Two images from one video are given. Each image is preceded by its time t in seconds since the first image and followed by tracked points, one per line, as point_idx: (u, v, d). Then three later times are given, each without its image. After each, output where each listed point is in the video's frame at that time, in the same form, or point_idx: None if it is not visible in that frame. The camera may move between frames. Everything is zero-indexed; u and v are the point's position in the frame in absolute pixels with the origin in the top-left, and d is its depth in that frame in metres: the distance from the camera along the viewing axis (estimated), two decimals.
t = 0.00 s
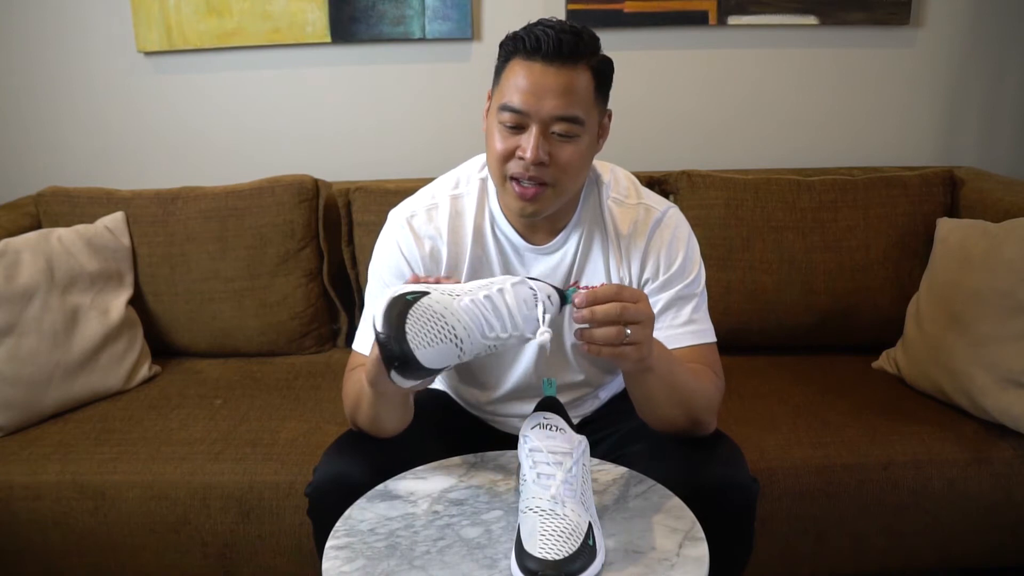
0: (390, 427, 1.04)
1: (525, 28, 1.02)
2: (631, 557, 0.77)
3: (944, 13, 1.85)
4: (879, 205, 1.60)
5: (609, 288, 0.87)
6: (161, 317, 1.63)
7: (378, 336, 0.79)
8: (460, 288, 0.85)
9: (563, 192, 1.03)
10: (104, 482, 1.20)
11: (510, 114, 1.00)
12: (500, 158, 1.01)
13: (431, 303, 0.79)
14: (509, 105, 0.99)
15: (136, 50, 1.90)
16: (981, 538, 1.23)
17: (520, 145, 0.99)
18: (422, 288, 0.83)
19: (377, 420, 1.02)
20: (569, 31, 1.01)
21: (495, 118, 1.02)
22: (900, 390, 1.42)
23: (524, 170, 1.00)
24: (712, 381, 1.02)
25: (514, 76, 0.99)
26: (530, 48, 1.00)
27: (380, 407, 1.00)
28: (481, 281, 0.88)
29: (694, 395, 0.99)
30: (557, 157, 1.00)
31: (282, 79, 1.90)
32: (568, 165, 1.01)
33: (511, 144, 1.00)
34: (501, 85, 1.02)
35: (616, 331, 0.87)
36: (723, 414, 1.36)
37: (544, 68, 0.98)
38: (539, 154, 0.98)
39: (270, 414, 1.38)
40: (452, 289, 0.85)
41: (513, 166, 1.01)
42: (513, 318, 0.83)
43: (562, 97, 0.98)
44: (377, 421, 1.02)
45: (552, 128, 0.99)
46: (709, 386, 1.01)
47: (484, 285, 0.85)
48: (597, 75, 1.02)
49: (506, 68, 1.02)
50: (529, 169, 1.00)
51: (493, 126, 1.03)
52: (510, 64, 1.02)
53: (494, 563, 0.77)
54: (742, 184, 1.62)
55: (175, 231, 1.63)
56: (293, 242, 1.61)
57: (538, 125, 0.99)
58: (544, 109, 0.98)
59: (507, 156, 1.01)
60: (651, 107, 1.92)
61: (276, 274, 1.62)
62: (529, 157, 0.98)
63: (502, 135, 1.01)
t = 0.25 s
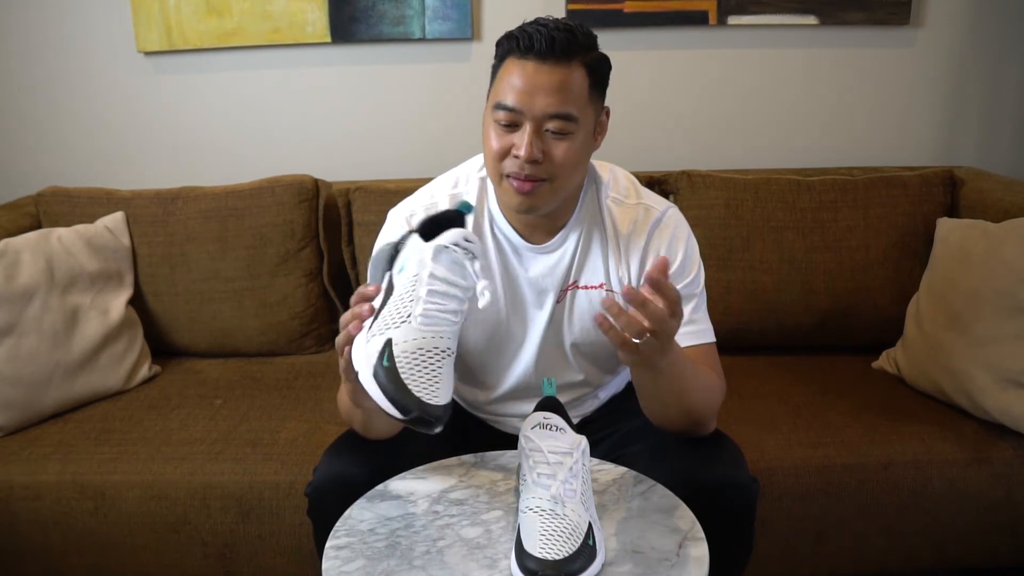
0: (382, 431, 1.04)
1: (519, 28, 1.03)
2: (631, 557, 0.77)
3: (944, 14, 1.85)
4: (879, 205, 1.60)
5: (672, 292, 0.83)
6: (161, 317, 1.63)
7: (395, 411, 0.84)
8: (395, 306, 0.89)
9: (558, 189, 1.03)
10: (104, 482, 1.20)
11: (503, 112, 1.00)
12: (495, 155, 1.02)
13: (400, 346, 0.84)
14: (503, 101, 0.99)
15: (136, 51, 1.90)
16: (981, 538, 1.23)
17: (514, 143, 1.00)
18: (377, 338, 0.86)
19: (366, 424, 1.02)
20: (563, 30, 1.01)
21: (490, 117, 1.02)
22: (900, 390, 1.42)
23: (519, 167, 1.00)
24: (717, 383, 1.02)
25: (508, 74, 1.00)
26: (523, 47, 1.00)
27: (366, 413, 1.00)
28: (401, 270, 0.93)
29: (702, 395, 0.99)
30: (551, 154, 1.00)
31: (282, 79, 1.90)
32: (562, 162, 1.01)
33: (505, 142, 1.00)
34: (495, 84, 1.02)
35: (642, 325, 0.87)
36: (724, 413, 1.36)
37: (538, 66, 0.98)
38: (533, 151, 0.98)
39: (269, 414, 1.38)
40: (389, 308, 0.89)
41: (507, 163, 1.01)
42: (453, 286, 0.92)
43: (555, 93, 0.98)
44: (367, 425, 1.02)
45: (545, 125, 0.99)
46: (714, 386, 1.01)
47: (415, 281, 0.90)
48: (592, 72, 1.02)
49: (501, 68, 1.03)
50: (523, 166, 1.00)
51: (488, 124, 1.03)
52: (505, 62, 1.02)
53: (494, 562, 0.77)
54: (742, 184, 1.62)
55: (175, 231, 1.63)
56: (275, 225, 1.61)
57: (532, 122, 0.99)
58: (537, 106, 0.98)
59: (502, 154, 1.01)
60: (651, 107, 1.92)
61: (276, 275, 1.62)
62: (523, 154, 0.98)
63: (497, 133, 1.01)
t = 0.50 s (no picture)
0: (381, 430, 1.04)
1: (514, 27, 1.03)
2: (631, 557, 0.77)
3: (944, 14, 1.85)
4: (879, 205, 1.60)
5: (695, 304, 0.83)
6: (161, 317, 1.63)
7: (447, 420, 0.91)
8: (373, 336, 0.92)
9: (553, 189, 1.03)
10: (104, 482, 1.20)
11: (497, 112, 1.00)
12: (490, 156, 1.02)
13: (412, 363, 0.90)
14: (497, 102, 1.00)
15: (136, 51, 1.90)
16: (981, 538, 1.23)
17: (509, 143, 1.00)
18: (382, 370, 0.91)
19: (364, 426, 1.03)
20: (557, 28, 1.01)
21: (486, 118, 1.03)
22: (900, 390, 1.42)
23: (513, 167, 1.00)
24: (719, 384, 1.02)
25: (503, 74, 1.00)
26: (518, 47, 1.00)
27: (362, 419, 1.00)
28: (352, 295, 0.94)
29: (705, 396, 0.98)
30: (545, 153, 1.00)
31: (282, 79, 1.90)
32: (557, 161, 1.01)
33: (500, 142, 1.01)
34: (490, 85, 1.03)
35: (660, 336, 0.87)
36: (724, 413, 1.36)
37: (532, 66, 0.99)
38: (527, 151, 0.98)
39: (269, 414, 1.38)
40: (367, 336, 0.92)
41: (503, 163, 1.01)
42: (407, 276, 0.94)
43: (549, 92, 0.98)
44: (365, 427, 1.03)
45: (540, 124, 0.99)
46: (716, 386, 1.01)
47: (372, 297, 0.92)
48: (586, 70, 1.02)
49: (496, 68, 1.03)
50: (517, 167, 1.00)
51: (484, 125, 1.04)
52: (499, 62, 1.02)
53: (494, 563, 0.77)
54: (742, 184, 1.62)
55: (175, 231, 1.63)
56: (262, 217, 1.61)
57: (525, 122, 0.99)
58: (531, 106, 0.98)
59: (497, 154, 1.01)
60: (652, 107, 1.92)
61: (276, 275, 1.62)
62: (517, 154, 0.99)
63: (492, 133, 1.02)
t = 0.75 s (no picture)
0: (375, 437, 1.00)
1: (513, 28, 1.03)
2: (631, 557, 0.77)
3: (944, 14, 1.85)
4: (879, 205, 1.60)
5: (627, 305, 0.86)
6: (161, 317, 1.63)
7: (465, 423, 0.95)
8: (363, 392, 0.90)
9: (553, 189, 1.03)
10: (104, 482, 1.20)
11: (497, 113, 1.00)
12: (490, 156, 1.02)
13: (417, 397, 0.90)
14: (497, 102, 1.00)
15: (136, 51, 1.90)
16: (981, 538, 1.23)
17: (508, 143, 1.00)
18: (390, 416, 0.91)
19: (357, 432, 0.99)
20: (555, 28, 1.01)
21: (485, 118, 1.03)
22: (900, 390, 1.42)
23: (513, 167, 1.00)
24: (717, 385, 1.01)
25: (502, 75, 1.00)
26: (516, 47, 1.00)
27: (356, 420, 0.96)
28: (319, 363, 0.88)
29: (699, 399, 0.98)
30: (545, 154, 1.00)
31: (281, 79, 1.90)
32: (556, 162, 1.01)
33: (499, 143, 1.01)
34: (489, 86, 1.03)
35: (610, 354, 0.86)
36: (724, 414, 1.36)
37: (531, 66, 0.99)
38: (526, 151, 0.98)
39: (269, 414, 1.38)
40: (357, 393, 0.90)
41: (502, 164, 1.01)
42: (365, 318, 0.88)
43: (548, 92, 0.98)
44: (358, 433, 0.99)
45: (539, 124, 1.00)
46: (713, 390, 1.00)
47: (341, 361, 0.88)
48: (585, 70, 1.03)
49: (494, 69, 1.03)
50: (517, 167, 1.00)
51: (482, 126, 1.04)
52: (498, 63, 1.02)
53: (494, 563, 0.77)
54: (742, 184, 1.63)
55: (175, 231, 1.63)
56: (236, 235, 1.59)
57: (525, 122, 0.99)
58: (530, 106, 0.98)
59: (496, 155, 1.01)
60: (651, 107, 1.92)
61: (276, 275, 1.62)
62: (517, 154, 0.98)
63: (491, 133, 1.02)
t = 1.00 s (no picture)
0: (381, 417, 1.05)
1: (520, 25, 1.04)
2: (631, 557, 0.77)
3: (944, 14, 1.85)
4: (879, 206, 1.60)
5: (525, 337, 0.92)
6: (161, 317, 1.63)
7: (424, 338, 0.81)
8: (355, 266, 0.85)
9: (561, 185, 1.03)
10: (104, 482, 1.20)
11: (508, 108, 1.01)
12: (499, 152, 1.01)
13: (396, 283, 0.82)
14: (508, 95, 1.00)
15: (136, 51, 1.90)
16: (981, 538, 1.23)
17: (519, 138, 1.00)
18: (364, 294, 0.83)
19: (363, 410, 1.03)
20: (564, 27, 1.03)
21: (494, 114, 1.03)
22: (900, 390, 1.42)
23: (523, 162, 1.00)
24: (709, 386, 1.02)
25: (513, 69, 1.01)
26: (526, 43, 1.01)
27: (364, 393, 1.01)
28: (336, 234, 0.88)
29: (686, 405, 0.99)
30: (556, 149, 1.00)
31: (281, 79, 1.90)
32: (567, 157, 1.01)
33: (510, 138, 1.01)
34: (497, 82, 1.03)
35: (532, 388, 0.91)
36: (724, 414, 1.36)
37: (542, 62, 1.00)
38: (539, 145, 0.98)
39: (269, 414, 1.38)
40: (350, 266, 0.85)
41: (512, 159, 1.01)
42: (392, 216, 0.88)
43: (560, 88, 0.99)
44: (364, 411, 1.04)
45: (550, 120, 1.00)
46: (703, 390, 1.00)
47: (354, 231, 0.85)
48: (592, 71, 1.04)
49: (501, 65, 1.04)
50: (529, 161, 0.99)
51: (490, 122, 1.04)
52: (506, 59, 1.03)
53: (494, 562, 0.77)
54: (742, 184, 1.63)
55: (175, 231, 1.63)
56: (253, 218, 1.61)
57: (537, 115, 1.00)
58: (543, 101, 1.00)
59: (507, 150, 1.01)
60: (651, 107, 1.92)
61: (276, 275, 1.62)
62: (529, 148, 0.98)
63: (501, 128, 1.02)
